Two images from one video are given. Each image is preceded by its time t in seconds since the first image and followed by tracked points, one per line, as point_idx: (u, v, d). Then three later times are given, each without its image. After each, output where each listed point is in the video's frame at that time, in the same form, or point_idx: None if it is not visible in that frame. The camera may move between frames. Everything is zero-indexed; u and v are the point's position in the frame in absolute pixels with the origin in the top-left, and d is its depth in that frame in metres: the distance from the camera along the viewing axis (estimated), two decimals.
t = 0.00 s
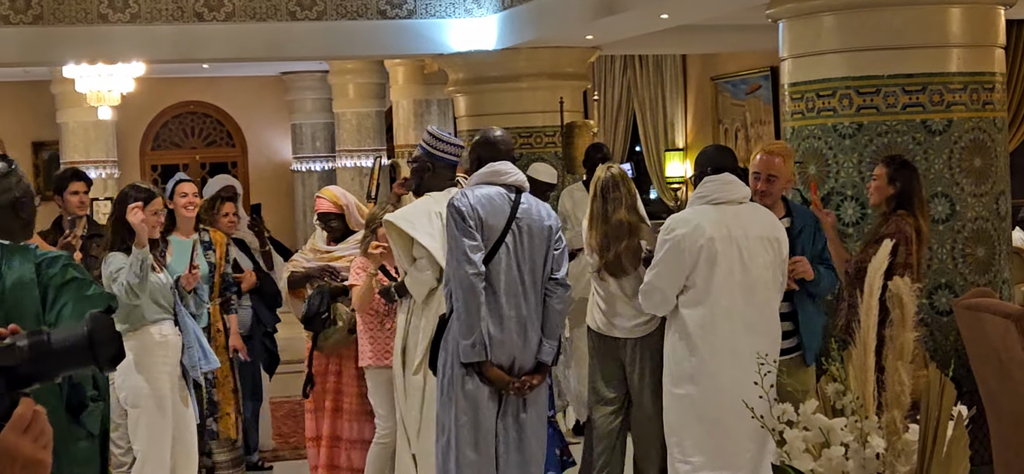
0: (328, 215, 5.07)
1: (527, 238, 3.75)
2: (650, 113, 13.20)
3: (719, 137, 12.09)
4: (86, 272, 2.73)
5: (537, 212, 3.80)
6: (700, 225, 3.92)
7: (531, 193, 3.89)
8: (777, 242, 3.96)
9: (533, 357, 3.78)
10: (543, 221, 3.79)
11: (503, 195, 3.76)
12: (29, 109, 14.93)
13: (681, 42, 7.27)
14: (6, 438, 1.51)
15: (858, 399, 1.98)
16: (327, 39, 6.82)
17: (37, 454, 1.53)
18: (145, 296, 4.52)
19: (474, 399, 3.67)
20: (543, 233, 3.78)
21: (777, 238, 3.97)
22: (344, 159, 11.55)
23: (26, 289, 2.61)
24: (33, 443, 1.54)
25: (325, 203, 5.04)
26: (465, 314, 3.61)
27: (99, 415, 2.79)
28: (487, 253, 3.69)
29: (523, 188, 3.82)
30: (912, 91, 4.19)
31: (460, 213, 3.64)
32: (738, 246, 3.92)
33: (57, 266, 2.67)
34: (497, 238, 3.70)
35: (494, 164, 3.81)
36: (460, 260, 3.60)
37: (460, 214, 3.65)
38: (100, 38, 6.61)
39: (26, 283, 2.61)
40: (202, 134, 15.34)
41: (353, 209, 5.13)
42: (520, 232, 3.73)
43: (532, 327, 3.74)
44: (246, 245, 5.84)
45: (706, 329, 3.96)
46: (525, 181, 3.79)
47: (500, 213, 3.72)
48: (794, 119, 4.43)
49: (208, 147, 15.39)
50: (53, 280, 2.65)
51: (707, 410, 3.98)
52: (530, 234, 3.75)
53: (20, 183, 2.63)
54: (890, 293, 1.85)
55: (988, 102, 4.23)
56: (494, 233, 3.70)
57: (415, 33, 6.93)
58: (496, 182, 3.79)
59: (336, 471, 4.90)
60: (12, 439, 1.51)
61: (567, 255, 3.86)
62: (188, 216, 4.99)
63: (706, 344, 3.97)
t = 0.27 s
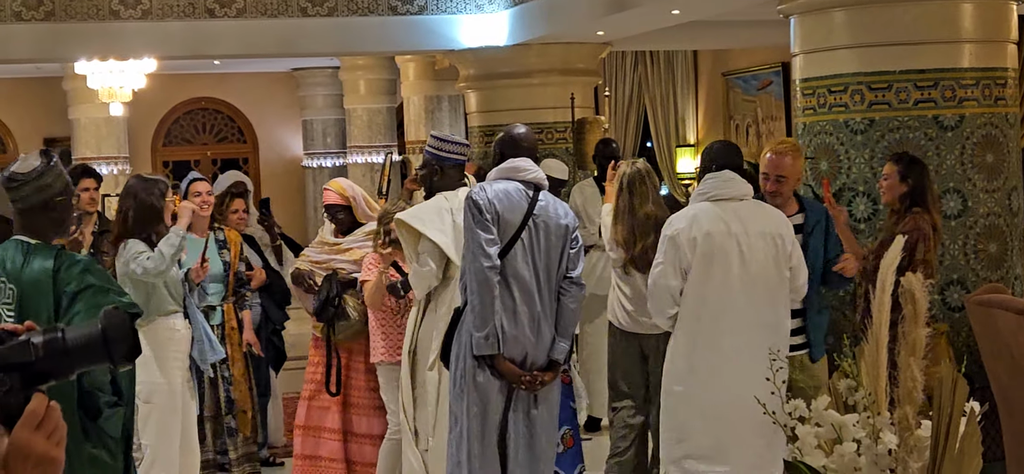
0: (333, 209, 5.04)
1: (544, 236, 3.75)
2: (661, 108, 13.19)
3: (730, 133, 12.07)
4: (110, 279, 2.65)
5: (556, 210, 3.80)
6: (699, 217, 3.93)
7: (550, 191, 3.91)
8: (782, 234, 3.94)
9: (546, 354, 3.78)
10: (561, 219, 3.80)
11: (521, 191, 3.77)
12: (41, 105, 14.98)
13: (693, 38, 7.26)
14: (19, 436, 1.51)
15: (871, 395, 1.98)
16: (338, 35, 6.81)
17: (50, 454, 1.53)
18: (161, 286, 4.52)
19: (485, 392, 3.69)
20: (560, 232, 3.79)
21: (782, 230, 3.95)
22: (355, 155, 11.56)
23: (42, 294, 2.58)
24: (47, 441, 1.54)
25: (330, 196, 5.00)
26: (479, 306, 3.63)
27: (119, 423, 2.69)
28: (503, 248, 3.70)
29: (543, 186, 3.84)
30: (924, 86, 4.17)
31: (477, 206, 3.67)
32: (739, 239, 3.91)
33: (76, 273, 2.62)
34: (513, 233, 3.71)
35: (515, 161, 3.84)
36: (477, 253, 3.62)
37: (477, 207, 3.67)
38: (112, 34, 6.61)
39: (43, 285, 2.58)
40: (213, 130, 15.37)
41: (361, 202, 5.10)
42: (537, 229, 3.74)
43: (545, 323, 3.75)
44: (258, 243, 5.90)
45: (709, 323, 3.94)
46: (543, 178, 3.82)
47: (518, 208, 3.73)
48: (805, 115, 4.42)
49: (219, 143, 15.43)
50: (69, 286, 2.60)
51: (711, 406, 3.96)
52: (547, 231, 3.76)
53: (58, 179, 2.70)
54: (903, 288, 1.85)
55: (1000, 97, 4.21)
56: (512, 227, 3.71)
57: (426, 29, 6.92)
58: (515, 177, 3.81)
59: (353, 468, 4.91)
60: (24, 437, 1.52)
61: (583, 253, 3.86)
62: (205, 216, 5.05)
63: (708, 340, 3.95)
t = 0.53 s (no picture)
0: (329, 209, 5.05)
1: (550, 232, 3.75)
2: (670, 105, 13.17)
3: (738, 129, 12.05)
4: (128, 282, 2.67)
5: (563, 206, 3.80)
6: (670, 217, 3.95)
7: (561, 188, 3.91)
8: (761, 228, 3.91)
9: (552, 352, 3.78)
10: (569, 217, 3.80)
11: (528, 188, 3.77)
12: (49, 101, 15.00)
13: (701, 34, 7.24)
14: (30, 432, 1.52)
15: (881, 392, 1.98)
16: (346, 32, 6.81)
17: (61, 448, 1.53)
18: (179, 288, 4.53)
19: (487, 388, 3.69)
20: (568, 228, 3.79)
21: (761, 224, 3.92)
22: (363, 151, 11.56)
23: (60, 293, 2.60)
24: (58, 437, 1.54)
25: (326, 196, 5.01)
26: (483, 303, 3.64)
27: (135, 422, 2.68)
28: (509, 245, 3.70)
29: (552, 181, 3.84)
30: (933, 83, 4.16)
31: (482, 204, 3.67)
32: (712, 236, 3.89)
33: (93, 274, 2.64)
34: (519, 230, 3.71)
35: (523, 158, 3.85)
36: (480, 250, 3.62)
37: (483, 205, 3.68)
38: (119, 31, 6.61)
39: (59, 284, 2.60)
40: (220, 126, 15.39)
41: (357, 202, 5.10)
42: (543, 225, 3.74)
43: (551, 320, 3.74)
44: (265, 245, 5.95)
45: (687, 324, 3.92)
46: (554, 175, 3.82)
47: (524, 206, 3.73)
48: (814, 111, 4.41)
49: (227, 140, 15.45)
50: (86, 287, 2.62)
51: (699, 409, 3.93)
52: (554, 228, 3.76)
53: (88, 179, 2.69)
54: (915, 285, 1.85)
55: (1010, 95, 4.20)
56: (518, 225, 3.71)
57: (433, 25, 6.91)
58: (523, 174, 3.82)
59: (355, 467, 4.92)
60: (35, 432, 1.52)
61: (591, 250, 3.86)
62: (218, 209, 5.22)
63: (692, 342, 3.93)
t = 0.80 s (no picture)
0: (320, 206, 5.05)
1: (547, 230, 3.74)
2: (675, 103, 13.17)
3: (743, 128, 12.04)
4: (143, 281, 2.64)
5: (560, 204, 3.78)
6: (626, 220, 3.80)
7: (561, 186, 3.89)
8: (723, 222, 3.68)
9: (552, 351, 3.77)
10: (568, 215, 3.77)
11: (524, 188, 3.77)
12: (54, 99, 15.03)
13: (707, 32, 7.24)
14: (40, 430, 1.51)
15: (888, 390, 1.98)
16: (350, 30, 6.80)
17: (72, 445, 1.52)
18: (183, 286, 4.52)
19: (486, 389, 3.70)
20: (566, 225, 3.76)
21: (721, 218, 3.68)
22: (367, 149, 11.58)
23: (74, 294, 2.57)
24: (68, 435, 1.53)
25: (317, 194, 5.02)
26: (477, 303, 3.64)
27: (145, 423, 2.67)
28: (504, 244, 3.70)
29: (550, 179, 3.83)
30: (939, 81, 4.15)
31: (475, 206, 3.68)
32: (666, 238, 3.70)
33: (108, 274, 2.61)
34: (515, 230, 3.70)
35: (520, 156, 3.83)
36: (473, 251, 3.64)
37: (476, 207, 3.69)
38: (124, 29, 6.60)
39: (76, 285, 2.57)
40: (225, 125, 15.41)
41: (349, 198, 5.11)
42: (540, 224, 3.73)
43: (550, 320, 3.73)
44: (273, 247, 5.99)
45: (652, 329, 3.75)
46: (551, 172, 3.81)
47: (519, 205, 3.73)
48: (819, 109, 4.40)
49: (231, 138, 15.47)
50: (100, 288, 2.58)
51: (671, 415, 3.75)
52: (551, 227, 3.74)
53: (101, 181, 2.68)
54: (921, 284, 1.85)
55: (1016, 93, 4.19)
56: (513, 225, 3.71)
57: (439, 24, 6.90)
58: (519, 173, 3.81)
59: (350, 464, 4.89)
60: (45, 431, 1.51)
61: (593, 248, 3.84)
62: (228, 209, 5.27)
63: (665, 350, 3.74)
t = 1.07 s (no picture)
0: (316, 202, 5.06)
1: (540, 230, 3.81)
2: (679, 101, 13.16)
3: (748, 126, 12.03)
4: (145, 278, 2.72)
5: (552, 201, 3.84)
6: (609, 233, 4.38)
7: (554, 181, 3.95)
8: (686, 218, 4.14)
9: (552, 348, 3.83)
10: (561, 211, 3.84)
11: (514, 188, 3.83)
12: (58, 97, 15.06)
13: (711, 30, 7.23)
14: (50, 426, 1.54)
15: (893, 388, 1.98)
16: (355, 28, 6.80)
17: (81, 441, 1.55)
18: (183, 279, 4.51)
19: (484, 389, 3.77)
20: (558, 223, 3.83)
21: (685, 213, 4.14)
22: (372, 147, 11.58)
23: (78, 290, 2.63)
24: (78, 432, 1.56)
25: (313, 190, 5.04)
26: (471, 305, 3.72)
27: (144, 419, 2.71)
28: (496, 245, 3.79)
29: (541, 177, 3.89)
30: (943, 79, 4.15)
31: (464, 210, 3.77)
32: (638, 233, 4.28)
33: (112, 271, 2.68)
34: (506, 230, 3.78)
35: (513, 155, 3.89)
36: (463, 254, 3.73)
37: (466, 210, 3.78)
38: (128, 27, 6.61)
39: (79, 282, 2.63)
40: (229, 123, 15.43)
41: (344, 196, 5.14)
42: (531, 224, 3.80)
43: (545, 318, 3.81)
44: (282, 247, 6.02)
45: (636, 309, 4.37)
46: (542, 170, 3.87)
47: (509, 206, 3.80)
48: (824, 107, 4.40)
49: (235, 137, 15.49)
50: (105, 284, 2.66)
51: (660, 385, 4.33)
52: (543, 225, 3.81)
53: (98, 177, 2.74)
54: (926, 281, 1.85)
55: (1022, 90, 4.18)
56: (503, 225, 3.78)
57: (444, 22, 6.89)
58: (509, 174, 3.87)
59: (345, 463, 4.86)
60: (54, 427, 1.55)
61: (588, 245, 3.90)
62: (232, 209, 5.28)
63: (643, 329, 4.36)
